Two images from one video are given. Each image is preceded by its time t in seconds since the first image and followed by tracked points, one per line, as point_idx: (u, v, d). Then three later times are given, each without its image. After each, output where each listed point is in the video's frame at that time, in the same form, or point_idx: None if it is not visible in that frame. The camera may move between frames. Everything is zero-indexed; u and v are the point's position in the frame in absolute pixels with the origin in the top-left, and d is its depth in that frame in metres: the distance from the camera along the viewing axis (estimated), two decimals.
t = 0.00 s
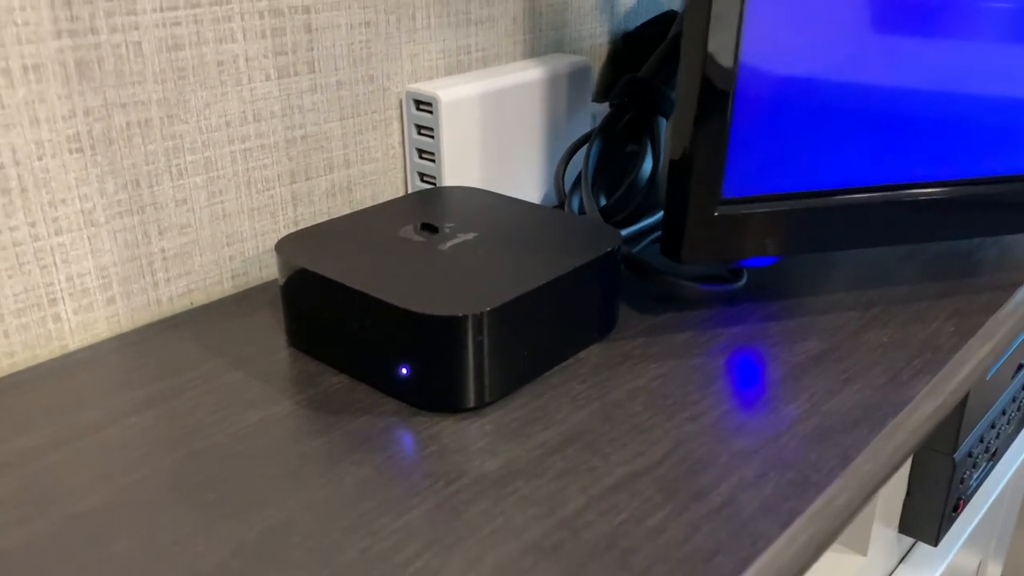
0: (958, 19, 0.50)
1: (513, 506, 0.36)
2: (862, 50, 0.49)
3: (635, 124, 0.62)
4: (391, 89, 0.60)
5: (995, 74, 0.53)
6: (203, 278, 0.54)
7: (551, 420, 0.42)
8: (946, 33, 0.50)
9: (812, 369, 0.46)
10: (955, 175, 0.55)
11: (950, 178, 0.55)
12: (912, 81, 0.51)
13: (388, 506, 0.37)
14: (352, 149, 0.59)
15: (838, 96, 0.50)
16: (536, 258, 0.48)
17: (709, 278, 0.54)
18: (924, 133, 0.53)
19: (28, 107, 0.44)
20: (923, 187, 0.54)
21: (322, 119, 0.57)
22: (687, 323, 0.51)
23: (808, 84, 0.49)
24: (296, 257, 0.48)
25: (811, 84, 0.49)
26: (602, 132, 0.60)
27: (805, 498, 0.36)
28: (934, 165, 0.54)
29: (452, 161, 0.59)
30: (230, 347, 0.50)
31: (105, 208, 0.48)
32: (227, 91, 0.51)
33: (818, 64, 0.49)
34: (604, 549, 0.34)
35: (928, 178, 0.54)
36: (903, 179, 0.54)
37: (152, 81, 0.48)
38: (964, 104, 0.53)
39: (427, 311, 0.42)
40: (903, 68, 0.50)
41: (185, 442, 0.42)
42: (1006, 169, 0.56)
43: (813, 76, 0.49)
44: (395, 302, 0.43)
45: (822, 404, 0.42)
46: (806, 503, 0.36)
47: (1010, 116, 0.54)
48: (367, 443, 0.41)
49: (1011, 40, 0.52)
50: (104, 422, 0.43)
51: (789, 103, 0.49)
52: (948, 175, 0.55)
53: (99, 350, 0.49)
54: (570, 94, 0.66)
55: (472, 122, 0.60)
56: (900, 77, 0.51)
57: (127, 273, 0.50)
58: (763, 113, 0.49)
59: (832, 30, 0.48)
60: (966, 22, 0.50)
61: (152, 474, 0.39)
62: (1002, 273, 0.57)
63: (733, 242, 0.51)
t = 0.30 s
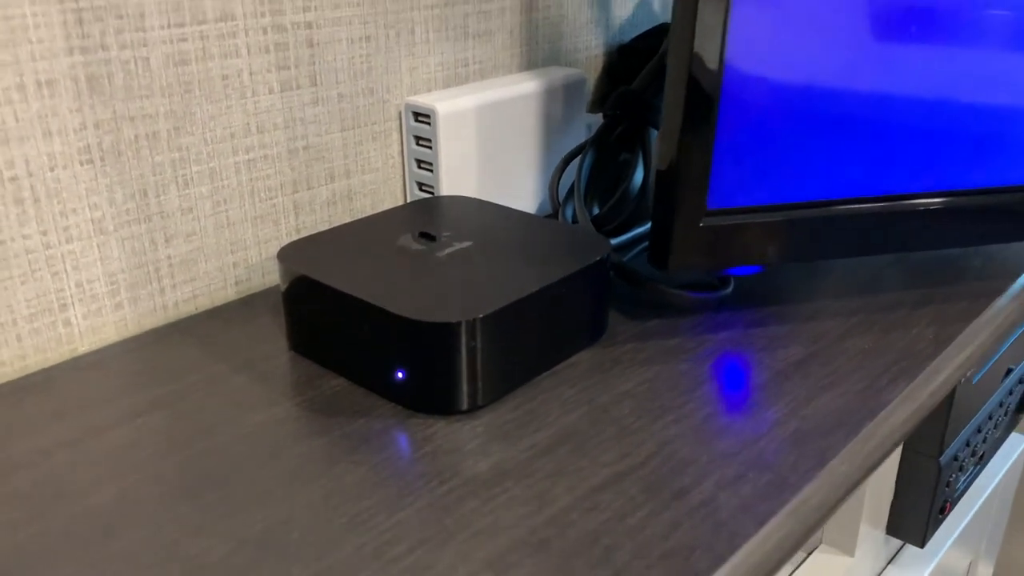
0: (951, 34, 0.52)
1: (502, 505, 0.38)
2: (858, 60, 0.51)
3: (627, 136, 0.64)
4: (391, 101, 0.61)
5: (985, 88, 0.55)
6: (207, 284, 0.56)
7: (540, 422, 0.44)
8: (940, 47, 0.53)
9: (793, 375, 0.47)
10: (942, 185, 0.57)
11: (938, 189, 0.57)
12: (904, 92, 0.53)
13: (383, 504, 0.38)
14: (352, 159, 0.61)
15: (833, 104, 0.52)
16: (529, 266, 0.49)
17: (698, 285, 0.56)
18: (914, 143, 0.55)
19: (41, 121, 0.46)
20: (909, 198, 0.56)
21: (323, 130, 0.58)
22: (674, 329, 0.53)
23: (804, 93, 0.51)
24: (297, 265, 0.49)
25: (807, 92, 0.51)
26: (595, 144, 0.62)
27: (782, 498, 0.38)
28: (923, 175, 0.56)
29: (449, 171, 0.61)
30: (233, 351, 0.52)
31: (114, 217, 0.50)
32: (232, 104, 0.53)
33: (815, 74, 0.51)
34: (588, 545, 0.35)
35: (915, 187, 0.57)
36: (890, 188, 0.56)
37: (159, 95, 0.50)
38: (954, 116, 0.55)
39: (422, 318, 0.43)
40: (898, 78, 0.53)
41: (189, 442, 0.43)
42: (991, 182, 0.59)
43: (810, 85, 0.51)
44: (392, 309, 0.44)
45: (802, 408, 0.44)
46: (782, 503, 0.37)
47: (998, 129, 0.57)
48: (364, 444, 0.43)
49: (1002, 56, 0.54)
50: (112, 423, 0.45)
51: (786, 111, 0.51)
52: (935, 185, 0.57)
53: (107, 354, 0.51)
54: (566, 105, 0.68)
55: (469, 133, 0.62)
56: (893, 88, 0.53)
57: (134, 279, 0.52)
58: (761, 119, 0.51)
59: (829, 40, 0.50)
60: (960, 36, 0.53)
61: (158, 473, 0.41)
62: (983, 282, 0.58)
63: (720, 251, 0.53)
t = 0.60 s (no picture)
0: (950, 44, 0.54)
1: (497, 507, 0.39)
2: (856, 68, 0.53)
3: (622, 147, 0.65)
4: (392, 113, 0.63)
5: (983, 98, 0.56)
6: (213, 292, 0.58)
7: (535, 427, 0.45)
8: (938, 58, 0.54)
9: (781, 382, 0.49)
10: (938, 194, 0.59)
11: (933, 197, 0.58)
12: (902, 101, 0.55)
13: (383, 506, 0.40)
14: (355, 170, 0.62)
15: (830, 111, 0.54)
16: (525, 276, 0.51)
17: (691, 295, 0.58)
18: (910, 152, 0.57)
19: (54, 135, 0.47)
20: (903, 207, 0.58)
21: (327, 142, 0.60)
22: (667, 337, 0.54)
23: (803, 100, 0.53)
24: (300, 273, 0.51)
25: (805, 100, 0.53)
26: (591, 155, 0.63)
27: (766, 501, 0.39)
28: (919, 184, 0.58)
29: (449, 182, 0.63)
30: (238, 357, 0.53)
31: (124, 227, 0.52)
32: (238, 118, 0.55)
33: (813, 81, 0.52)
34: (579, 546, 0.37)
35: (911, 195, 0.58)
36: (885, 196, 0.57)
37: (168, 109, 0.51)
38: (951, 126, 0.57)
39: (421, 326, 0.45)
40: (895, 87, 0.54)
41: (196, 446, 0.45)
42: (985, 194, 0.60)
43: (808, 92, 0.53)
44: (392, 318, 0.46)
45: (789, 415, 0.46)
46: (766, 506, 0.39)
47: (995, 140, 0.58)
48: (365, 448, 0.44)
49: (1000, 68, 0.56)
50: (121, 427, 0.47)
51: (784, 117, 0.53)
52: (931, 194, 0.58)
53: (116, 359, 0.53)
54: (563, 117, 0.70)
55: (469, 145, 0.63)
56: (891, 96, 0.54)
57: (142, 287, 0.54)
58: (759, 125, 0.52)
59: (828, 48, 0.52)
60: (958, 47, 0.54)
61: (165, 475, 0.43)
62: (970, 291, 0.60)
63: (711, 261, 0.54)
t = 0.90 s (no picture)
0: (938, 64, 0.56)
1: (488, 510, 0.42)
2: (846, 85, 0.55)
3: (614, 163, 0.67)
4: (392, 130, 0.65)
5: (970, 116, 0.59)
6: (220, 302, 0.60)
7: (526, 434, 0.48)
8: (928, 76, 0.56)
9: (762, 392, 0.51)
10: (924, 207, 0.61)
11: (919, 210, 0.61)
12: (891, 116, 0.57)
13: (380, 508, 0.42)
14: (356, 184, 0.65)
15: (821, 127, 0.56)
16: (518, 289, 0.53)
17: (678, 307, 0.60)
18: (896, 165, 0.59)
19: (69, 153, 0.50)
20: (884, 222, 0.60)
21: (329, 158, 0.62)
22: (655, 347, 0.56)
23: (794, 115, 0.55)
24: (303, 285, 0.53)
25: (796, 115, 0.55)
26: (584, 171, 0.65)
27: (744, 505, 0.41)
28: (902, 197, 0.60)
29: (447, 196, 0.65)
30: (242, 365, 0.56)
31: (134, 241, 0.54)
32: (244, 136, 0.57)
33: (804, 98, 0.55)
34: (565, 547, 0.39)
35: (897, 208, 0.60)
36: (872, 209, 0.60)
37: (177, 128, 0.54)
38: (938, 141, 0.59)
39: (418, 337, 0.47)
40: (885, 103, 0.56)
41: (203, 451, 0.47)
42: (966, 211, 0.62)
43: (799, 107, 0.55)
44: (390, 329, 0.48)
45: (769, 423, 0.48)
46: (744, 510, 0.41)
47: (981, 157, 0.60)
48: (363, 453, 0.47)
49: (988, 88, 0.58)
50: (131, 432, 0.49)
51: (776, 132, 0.55)
52: (916, 207, 0.61)
53: (126, 367, 0.55)
54: (558, 133, 0.72)
55: (466, 161, 0.65)
56: (881, 111, 0.57)
57: (152, 297, 0.56)
58: (752, 139, 0.55)
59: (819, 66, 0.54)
60: (947, 65, 0.56)
61: (174, 478, 0.45)
62: (948, 303, 0.62)
63: (697, 275, 0.57)
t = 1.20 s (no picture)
0: (930, 78, 0.58)
1: (479, 513, 0.43)
2: (838, 97, 0.57)
3: (606, 176, 0.69)
4: (390, 142, 0.67)
5: (960, 128, 0.60)
6: (222, 310, 0.62)
7: (517, 439, 0.49)
8: (920, 89, 0.58)
9: (746, 399, 0.53)
10: (911, 217, 0.63)
11: (906, 220, 0.62)
12: (881, 128, 0.59)
13: (375, 511, 0.44)
14: (355, 195, 0.66)
15: (812, 138, 0.58)
16: (510, 298, 0.55)
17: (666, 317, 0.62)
18: (886, 175, 0.61)
19: (77, 167, 0.51)
20: (867, 235, 0.62)
21: (329, 170, 0.64)
22: (643, 355, 0.58)
23: (787, 125, 0.56)
24: (302, 295, 0.55)
25: (787, 127, 0.57)
26: (576, 183, 0.67)
27: (725, 509, 0.43)
28: (891, 208, 0.62)
29: (443, 207, 0.67)
30: (244, 372, 0.57)
31: (140, 251, 0.56)
32: (246, 149, 0.59)
33: (796, 110, 0.56)
34: (552, 549, 0.41)
35: (884, 217, 0.62)
36: (860, 218, 0.61)
37: (182, 142, 0.55)
38: (928, 152, 0.60)
39: (413, 346, 0.49)
40: (875, 114, 0.58)
41: (204, 455, 0.49)
42: (953, 223, 0.64)
43: (791, 119, 0.56)
44: (386, 338, 0.50)
45: (752, 430, 0.50)
46: (725, 514, 0.43)
47: (969, 169, 0.62)
48: (360, 457, 0.48)
49: (980, 102, 0.60)
50: (136, 436, 0.50)
51: (767, 143, 0.57)
52: (903, 217, 0.62)
53: (131, 374, 0.57)
54: (552, 146, 0.74)
55: (461, 173, 0.67)
56: (871, 123, 0.58)
57: (156, 305, 0.58)
58: (743, 150, 0.56)
59: (812, 79, 0.55)
60: (938, 79, 0.58)
61: (177, 482, 0.47)
62: (931, 313, 0.64)
63: (684, 286, 0.58)
